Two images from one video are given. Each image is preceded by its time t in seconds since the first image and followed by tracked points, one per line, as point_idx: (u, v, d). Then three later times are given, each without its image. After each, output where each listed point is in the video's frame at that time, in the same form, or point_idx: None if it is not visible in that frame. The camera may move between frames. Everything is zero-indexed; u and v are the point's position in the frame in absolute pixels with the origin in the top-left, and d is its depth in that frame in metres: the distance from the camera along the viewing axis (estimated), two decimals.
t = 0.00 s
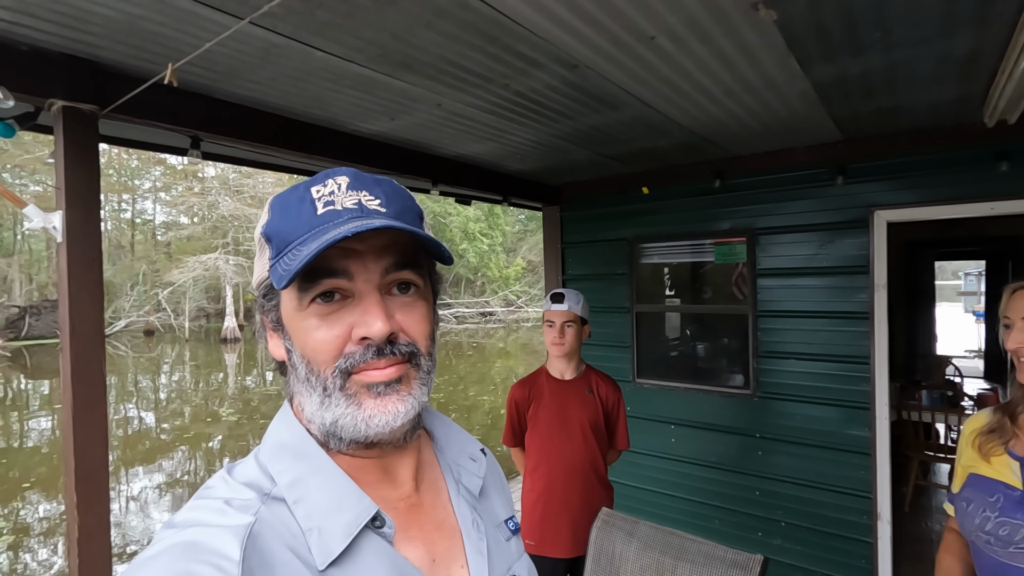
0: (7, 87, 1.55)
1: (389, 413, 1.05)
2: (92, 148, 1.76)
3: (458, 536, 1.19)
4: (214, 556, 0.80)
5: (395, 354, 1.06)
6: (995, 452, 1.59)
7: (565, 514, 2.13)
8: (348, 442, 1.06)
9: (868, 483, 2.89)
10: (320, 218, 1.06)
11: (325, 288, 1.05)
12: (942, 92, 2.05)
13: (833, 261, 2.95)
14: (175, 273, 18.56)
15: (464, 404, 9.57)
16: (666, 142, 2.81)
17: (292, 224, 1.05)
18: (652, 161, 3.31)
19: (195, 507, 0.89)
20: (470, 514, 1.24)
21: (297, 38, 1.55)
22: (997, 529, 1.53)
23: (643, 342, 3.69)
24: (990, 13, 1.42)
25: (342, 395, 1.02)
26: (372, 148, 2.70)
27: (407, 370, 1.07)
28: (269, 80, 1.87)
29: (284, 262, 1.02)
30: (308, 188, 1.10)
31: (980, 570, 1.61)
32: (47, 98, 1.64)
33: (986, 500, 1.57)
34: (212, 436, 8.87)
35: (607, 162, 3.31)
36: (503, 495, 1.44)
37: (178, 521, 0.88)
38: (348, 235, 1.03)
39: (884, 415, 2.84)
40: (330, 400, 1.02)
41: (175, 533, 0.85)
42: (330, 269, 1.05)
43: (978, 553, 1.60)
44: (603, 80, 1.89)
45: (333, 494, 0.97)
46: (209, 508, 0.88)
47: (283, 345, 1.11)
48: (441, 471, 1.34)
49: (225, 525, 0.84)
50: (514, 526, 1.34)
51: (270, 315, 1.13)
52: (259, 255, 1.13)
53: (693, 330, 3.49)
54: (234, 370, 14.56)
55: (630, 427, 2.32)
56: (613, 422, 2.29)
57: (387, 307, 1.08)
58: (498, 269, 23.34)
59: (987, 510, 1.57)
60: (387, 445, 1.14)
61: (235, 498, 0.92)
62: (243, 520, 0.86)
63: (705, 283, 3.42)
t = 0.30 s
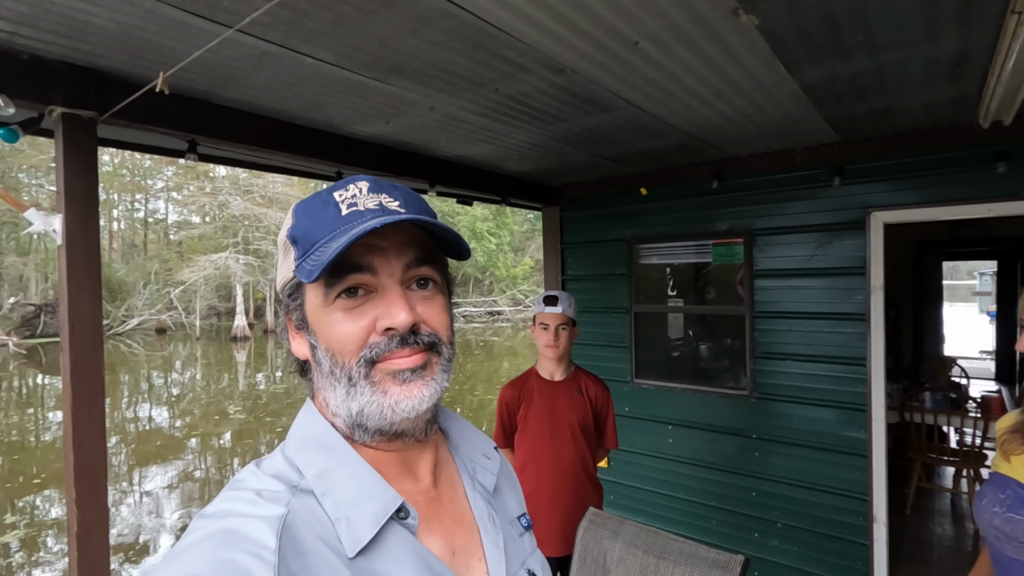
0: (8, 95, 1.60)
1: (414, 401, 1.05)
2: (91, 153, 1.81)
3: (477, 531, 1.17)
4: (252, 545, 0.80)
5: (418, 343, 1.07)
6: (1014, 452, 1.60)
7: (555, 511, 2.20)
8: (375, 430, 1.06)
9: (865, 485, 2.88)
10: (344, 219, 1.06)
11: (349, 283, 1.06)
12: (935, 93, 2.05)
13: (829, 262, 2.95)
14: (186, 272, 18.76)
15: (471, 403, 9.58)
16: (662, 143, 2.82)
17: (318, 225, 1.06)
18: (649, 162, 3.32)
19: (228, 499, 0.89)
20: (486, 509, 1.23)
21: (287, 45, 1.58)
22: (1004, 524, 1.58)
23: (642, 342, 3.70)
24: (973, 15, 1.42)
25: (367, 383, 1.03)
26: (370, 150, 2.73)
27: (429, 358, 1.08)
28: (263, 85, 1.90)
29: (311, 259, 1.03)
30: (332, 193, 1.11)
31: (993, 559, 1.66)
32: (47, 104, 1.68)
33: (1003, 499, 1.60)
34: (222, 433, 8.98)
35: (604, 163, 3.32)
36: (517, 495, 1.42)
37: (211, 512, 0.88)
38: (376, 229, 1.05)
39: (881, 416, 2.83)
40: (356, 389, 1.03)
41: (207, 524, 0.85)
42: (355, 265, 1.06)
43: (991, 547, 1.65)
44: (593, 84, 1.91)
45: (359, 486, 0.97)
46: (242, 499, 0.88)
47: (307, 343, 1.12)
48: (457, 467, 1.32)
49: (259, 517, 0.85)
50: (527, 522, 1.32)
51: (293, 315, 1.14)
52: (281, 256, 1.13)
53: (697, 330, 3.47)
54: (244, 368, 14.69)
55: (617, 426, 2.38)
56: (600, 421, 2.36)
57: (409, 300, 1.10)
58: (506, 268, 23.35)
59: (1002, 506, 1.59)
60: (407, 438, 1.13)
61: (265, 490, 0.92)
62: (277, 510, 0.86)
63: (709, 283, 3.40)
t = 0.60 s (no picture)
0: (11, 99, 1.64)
1: (462, 396, 1.02)
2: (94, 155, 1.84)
3: (473, 531, 1.09)
4: (256, 548, 0.75)
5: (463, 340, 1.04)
6: (982, 440, 1.80)
7: (549, 509, 2.22)
8: (413, 424, 1.00)
9: (864, 486, 2.87)
10: (400, 213, 1.02)
11: (409, 272, 0.98)
12: (932, 92, 2.03)
13: (829, 263, 2.93)
14: (197, 270, 18.96)
15: (478, 402, 9.61)
16: (660, 144, 2.82)
17: (371, 216, 0.99)
18: (649, 162, 3.32)
19: (228, 501, 0.82)
20: (482, 508, 1.15)
21: (280, 49, 1.61)
22: (960, 503, 1.74)
23: (642, 342, 3.70)
24: (962, 15, 1.41)
25: (416, 375, 0.97)
26: (369, 151, 2.76)
27: (468, 354, 1.06)
28: (260, 88, 1.93)
29: (372, 245, 0.95)
30: (372, 188, 1.05)
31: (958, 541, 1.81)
32: (49, 108, 1.71)
33: (960, 481, 1.79)
34: (233, 431, 9.09)
35: (604, 163, 3.33)
36: (509, 493, 1.34)
37: (209, 516, 0.81)
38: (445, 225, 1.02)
39: (881, 417, 2.82)
40: (403, 381, 0.96)
41: (207, 526, 0.78)
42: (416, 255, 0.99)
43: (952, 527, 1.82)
44: (586, 85, 1.92)
45: (362, 484, 0.91)
46: (242, 500, 0.82)
47: (333, 336, 0.99)
48: (452, 468, 1.23)
49: (261, 518, 0.79)
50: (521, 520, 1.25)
51: (313, 306, 0.98)
52: (296, 248, 0.97)
53: (700, 330, 3.45)
54: (254, 366, 14.84)
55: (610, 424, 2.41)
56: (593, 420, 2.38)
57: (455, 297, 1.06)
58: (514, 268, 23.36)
59: (960, 484, 1.77)
60: (415, 434, 1.07)
61: (266, 490, 0.85)
62: (280, 512, 0.80)
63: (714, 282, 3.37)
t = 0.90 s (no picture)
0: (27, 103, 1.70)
1: (455, 392, 0.98)
2: (107, 157, 1.90)
3: (468, 523, 1.13)
4: (262, 543, 0.74)
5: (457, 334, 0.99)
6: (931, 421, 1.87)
7: (550, 505, 2.26)
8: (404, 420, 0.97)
9: (866, 485, 2.87)
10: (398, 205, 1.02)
11: (400, 263, 0.97)
12: (932, 91, 2.03)
13: (832, 262, 2.93)
14: (209, 269, 19.16)
15: (487, 400, 9.63)
16: (662, 144, 2.84)
17: (367, 209, 0.99)
18: (652, 161, 3.33)
19: (227, 496, 0.81)
20: (476, 502, 1.18)
21: (285, 52, 1.65)
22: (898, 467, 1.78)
23: (646, 341, 3.72)
24: (956, 15, 1.42)
25: (406, 369, 0.95)
26: (375, 152, 2.80)
27: (466, 352, 1.02)
28: (266, 91, 1.98)
29: (364, 236, 0.94)
30: (376, 181, 1.06)
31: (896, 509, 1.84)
32: (64, 111, 1.77)
33: (899, 451, 1.83)
34: (245, 428, 9.21)
35: (607, 162, 3.35)
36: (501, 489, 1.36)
37: (208, 511, 0.80)
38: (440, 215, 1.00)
39: (883, 416, 2.81)
40: (393, 374, 0.94)
41: (208, 523, 0.77)
42: (410, 246, 0.98)
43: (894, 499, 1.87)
44: (585, 86, 1.94)
45: (363, 479, 0.92)
46: (243, 496, 0.81)
47: (330, 326, 0.99)
48: (444, 465, 1.25)
49: (264, 513, 0.78)
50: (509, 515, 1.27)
51: (313, 296, 0.98)
52: (303, 240, 0.99)
53: (706, 330, 3.46)
54: (265, 364, 14.97)
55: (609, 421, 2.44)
56: (593, 416, 2.42)
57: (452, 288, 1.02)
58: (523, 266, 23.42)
59: (894, 459, 1.84)
60: (409, 430, 1.06)
61: (266, 485, 0.84)
62: (283, 507, 0.79)
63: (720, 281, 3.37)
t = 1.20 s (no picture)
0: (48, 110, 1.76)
1: (421, 402, 0.96)
2: (124, 161, 1.96)
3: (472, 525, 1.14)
4: (273, 539, 0.76)
5: (424, 344, 0.98)
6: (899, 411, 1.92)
7: (555, 503, 2.28)
8: (377, 429, 0.97)
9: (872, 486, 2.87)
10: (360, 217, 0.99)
11: (360, 277, 0.98)
12: (936, 94, 2.04)
13: (838, 263, 2.94)
14: (220, 268, 19.36)
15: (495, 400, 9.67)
16: (667, 145, 2.86)
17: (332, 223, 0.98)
18: (658, 163, 3.35)
19: (238, 496, 0.82)
20: (480, 503, 1.19)
21: (297, 60, 1.70)
22: (868, 452, 1.85)
23: (653, 341, 3.74)
24: (956, 21, 1.43)
25: (372, 380, 0.94)
26: (383, 154, 2.85)
27: (435, 360, 0.99)
28: (278, 96, 2.03)
29: (325, 251, 0.95)
30: (351, 193, 1.04)
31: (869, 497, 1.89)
32: (83, 117, 1.83)
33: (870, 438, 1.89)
34: (255, 425, 9.34)
35: (613, 164, 3.37)
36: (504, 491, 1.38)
37: (220, 509, 0.81)
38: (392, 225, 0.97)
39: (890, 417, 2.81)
40: (359, 386, 0.94)
41: (221, 520, 0.78)
42: (368, 260, 0.99)
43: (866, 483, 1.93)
44: (590, 90, 1.97)
45: (370, 478, 0.93)
46: (254, 494, 0.82)
47: (315, 339, 1.03)
48: (447, 467, 1.27)
49: (275, 510, 0.79)
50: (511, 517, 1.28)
51: (304, 310, 1.04)
52: (296, 254, 1.06)
53: (713, 330, 3.47)
54: (276, 363, 15.12)
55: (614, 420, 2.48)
56: (598, 415, 2.45)
57: (419, 298, 1.01)
58: (531, 266, 23.47)
59: (866, 447, 1.89)
60: (409, 436, 1.06)
61: (277, 484, 0.86)
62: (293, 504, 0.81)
63: (727, 282, 3.38)
